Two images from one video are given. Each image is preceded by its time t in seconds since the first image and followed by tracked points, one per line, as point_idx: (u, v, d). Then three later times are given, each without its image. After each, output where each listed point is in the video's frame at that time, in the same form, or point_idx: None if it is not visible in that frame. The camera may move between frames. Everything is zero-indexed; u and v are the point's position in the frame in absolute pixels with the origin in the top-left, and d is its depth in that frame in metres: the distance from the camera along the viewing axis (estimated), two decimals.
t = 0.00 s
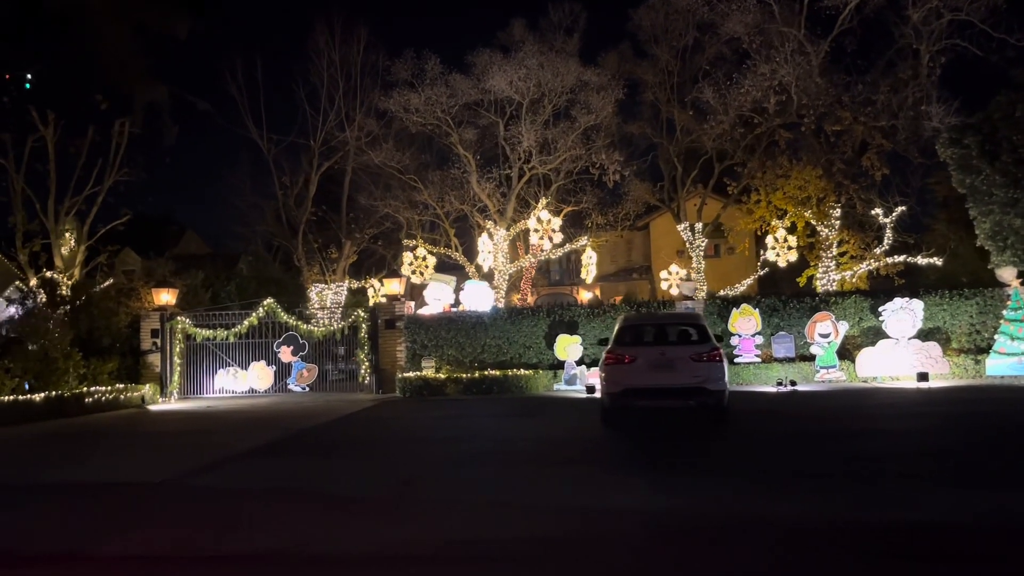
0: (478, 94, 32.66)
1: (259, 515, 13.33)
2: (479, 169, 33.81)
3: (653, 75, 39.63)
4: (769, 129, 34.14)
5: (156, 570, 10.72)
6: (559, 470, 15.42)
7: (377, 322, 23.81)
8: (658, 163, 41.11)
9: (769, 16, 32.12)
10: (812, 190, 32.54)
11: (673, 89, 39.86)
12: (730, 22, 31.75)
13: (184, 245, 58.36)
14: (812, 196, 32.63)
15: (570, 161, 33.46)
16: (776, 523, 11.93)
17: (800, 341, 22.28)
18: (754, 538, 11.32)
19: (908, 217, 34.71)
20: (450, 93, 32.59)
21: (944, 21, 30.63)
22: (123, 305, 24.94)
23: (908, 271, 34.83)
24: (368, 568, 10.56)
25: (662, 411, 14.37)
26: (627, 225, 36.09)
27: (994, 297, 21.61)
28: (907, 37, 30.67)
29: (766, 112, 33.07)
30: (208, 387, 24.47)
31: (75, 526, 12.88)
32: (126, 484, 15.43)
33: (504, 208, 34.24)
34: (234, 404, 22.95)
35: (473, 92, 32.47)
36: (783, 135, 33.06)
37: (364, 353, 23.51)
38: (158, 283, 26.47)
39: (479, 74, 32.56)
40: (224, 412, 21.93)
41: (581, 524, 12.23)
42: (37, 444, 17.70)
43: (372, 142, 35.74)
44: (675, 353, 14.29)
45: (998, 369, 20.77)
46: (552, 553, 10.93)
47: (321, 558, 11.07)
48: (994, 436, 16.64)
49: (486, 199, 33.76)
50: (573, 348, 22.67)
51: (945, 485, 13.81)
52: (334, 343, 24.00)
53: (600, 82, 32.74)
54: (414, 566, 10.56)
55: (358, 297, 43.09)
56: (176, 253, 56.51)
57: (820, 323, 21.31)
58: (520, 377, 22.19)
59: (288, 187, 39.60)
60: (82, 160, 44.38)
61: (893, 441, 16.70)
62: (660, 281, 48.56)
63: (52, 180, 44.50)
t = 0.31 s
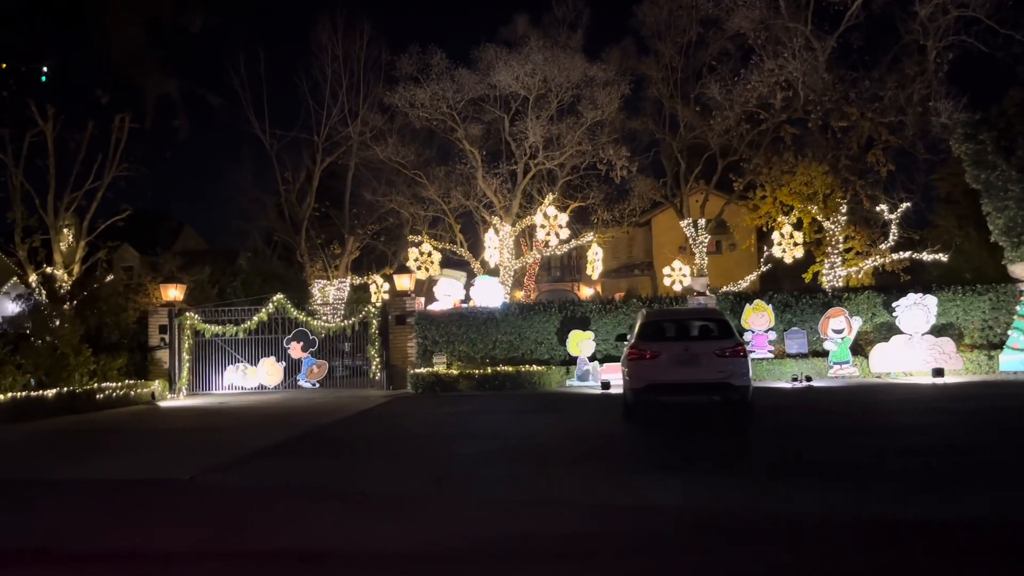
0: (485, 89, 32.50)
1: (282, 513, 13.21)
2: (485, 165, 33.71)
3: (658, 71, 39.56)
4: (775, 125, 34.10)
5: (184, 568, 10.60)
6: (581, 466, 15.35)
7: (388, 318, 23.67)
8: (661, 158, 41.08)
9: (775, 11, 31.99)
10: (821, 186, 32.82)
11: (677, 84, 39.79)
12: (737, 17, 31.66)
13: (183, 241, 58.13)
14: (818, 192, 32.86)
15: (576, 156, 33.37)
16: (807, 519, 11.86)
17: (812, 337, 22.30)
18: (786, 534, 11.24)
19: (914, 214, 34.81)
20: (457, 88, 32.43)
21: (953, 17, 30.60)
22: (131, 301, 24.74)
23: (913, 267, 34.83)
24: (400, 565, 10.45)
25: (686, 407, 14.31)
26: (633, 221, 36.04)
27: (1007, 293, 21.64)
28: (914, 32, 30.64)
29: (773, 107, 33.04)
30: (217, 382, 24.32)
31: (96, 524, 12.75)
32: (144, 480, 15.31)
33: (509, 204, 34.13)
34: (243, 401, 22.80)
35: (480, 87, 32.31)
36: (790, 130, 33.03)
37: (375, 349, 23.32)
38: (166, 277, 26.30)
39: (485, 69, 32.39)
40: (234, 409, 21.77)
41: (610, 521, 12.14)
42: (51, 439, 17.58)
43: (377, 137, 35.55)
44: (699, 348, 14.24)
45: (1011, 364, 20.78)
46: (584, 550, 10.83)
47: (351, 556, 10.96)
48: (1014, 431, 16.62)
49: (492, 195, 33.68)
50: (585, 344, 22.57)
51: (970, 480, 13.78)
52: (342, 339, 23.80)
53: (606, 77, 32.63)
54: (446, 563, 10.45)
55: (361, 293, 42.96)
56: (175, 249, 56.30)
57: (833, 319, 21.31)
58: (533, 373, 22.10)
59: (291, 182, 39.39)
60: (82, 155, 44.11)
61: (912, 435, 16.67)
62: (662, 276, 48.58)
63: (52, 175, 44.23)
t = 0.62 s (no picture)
0: (489, 83, 32.37)
1: (306, 507, 13.10)
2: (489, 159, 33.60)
3: (661, 65, 39.51)
4: (780, 120, 34.10)
5: (215, 563, 10.48)
6: (601, 461, 15.26)
7: (397, 312, 23.60)
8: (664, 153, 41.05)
9: (779, 6, 32.03)
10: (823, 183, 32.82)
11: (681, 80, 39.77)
12: (741, 12, 31.65)
13: (181, 236, 57.82)
14: (824, 188, 32.75)
15: (581, 150, 33.29)
16: (837, 511, 11.81)
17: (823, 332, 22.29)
18: (820, 524, 11.18)
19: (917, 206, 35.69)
20: (462, 81, 32.30)
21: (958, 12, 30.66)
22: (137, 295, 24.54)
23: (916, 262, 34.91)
24: (434, 559, 10.35)
25: (710, 401, 14.26)
26: (636, 216, 35.99)
27: (1017, 288, 21.68)
28: (920, 28, 30.70)
29: (778, 102, 33.05)
30: (225, 377, 24.19)
31: (118, 520, 12.61)
32: (161, 476, 15.16)
33: (513, 198, 34.08)
34: (252, 395, 22.66)
35: (485, 81, 32.19)
36: (794, 125, 33.06)
37: (384, 345, 23.36)
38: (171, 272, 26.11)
39: (490, 63, 32.29)
40: (244, 404, 21.63)
41: (640, 514, 12.05)
42: (63, 434, 17.38)
43: (380, 131, 35.44)
44: (723, 342, 14.19)
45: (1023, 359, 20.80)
46: (617, 544, 10.75)
47: (383, 550, 10.85)
48: None
49: (497, 189, 33.59)
50: (596, 338, 22.45)
51: (993, 471, 13.74)
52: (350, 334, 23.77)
53: (611, 71, 32.56)
54: (482, 557, 10.37)
55: (362, 288, 42.81)
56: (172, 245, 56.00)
57: (845, 313, 21.35)
58: (545, 367, 22.03)
59: (292, 177, 39.23)
60: (80, 149, 43.77)
61: (930, 428, 16.65)
62: (663, 272, 48.60)
63: (50, 170, 43.88)
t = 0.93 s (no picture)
0: (493, 76, 32.23)
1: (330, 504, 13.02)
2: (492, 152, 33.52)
3: (663, 58, 39.43)
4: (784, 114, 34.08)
5: (247, 560, 10.39)
6: (622, 456, 15.22)
7: (406, 306, 23.40)
8: (665, 147, 41.00)
9: None
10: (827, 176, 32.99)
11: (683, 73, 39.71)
12: (745, 6, 31.64)
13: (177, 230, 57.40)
14: (828, 182, 32.83)
15: (585, 144, 33.19)
16: (867, 507, 11.80)
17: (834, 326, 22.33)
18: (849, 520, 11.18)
19: (918, 200, 36.36)
20: (466, 75, 32.16)
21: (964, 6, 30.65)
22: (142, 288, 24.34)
23: (918, 256, 34.99)
24: (468, 555, 10.29)
25: (733, 394, 14.22)
26: (639, 210, 35.94)
27: None
28: (924, 22, 30.70)
29: (781, 96, 33.05)
30: (232, 372, 23.99)
31: (142, 516, 12.50)
32: (179, 472, 15.05)
33: (517, 192, 34.02)
34: (261, 390, 22.50)
35: (489, 74, 32.04)
36: (797, 119, 33.07)
37: (393, 339, 23.16)
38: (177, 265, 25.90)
39: (494, 56, 32.18)
40: (252, 398, 21.48)
41: (669, 511, 12.01)
42: (75, 429, 17.21)
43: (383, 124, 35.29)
44: (746, 336, 14.13)
45: None
46: (651, 540, 10.72)
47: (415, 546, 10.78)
48: None
49: (499, 183, 33.54)
50: (606, 333, 22.57)
51: (1013, 463, 13.77)
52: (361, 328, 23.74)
53: (615, 64, 32.43)
54: (517, 554, 10.31)
55: (362, 282, 42.66)
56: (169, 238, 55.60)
57: (856, 307, 21.37)
58: (555, 361, 21.97)
59: (293, 170, 39.05)
60: (77, 142, 43.38)
61: (946, 419, 16.69)
62: (663, 266, 48.62)
63: (46, 162, 43.46)
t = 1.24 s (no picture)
0: (497, 67, 32.07)
1: (358, 498, 12.93)
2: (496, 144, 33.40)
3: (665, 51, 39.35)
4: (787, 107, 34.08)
5: (285, 556, 10.31)
6: (644, 450, 15.18)
7: (416, 299, 23.28)
8: (666, 140, 40.97)
9: None
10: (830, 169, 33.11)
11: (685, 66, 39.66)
12: None
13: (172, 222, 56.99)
14: (831, 174, 33.03)
15: (589, 136, 33.08)
16: (900, 500, 11.82)
17: (844, 318, 22.41)
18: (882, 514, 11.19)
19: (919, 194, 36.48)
20: (469, 67, 31.98)
21: None
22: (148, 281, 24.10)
23: (920, 249, 35.12)
24: (507, 550, 10.24)
25: (757, 386, 14.22)
26: (642, 203, 35.89)
27: None
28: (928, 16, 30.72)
29: (785, 89, 33.05)
30: (241, 365, 23.90)
31: (170, 512, 12.38)
32: (199, 466, 14.91)
33: (520, 184, 33.94)
34: (270, 383, 22.34)
35: (492, 66, 31.88)
36: (801, 113, 33.08)
37: (403, 332, 23.05)
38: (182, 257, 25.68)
39: (498, 48, 32.03)
40: (262, 392, 21.30)
41: (702, 505, 11.99)
42: (88, 424, 16.99)
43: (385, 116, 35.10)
44: (770, 328, 14.14)
45: None
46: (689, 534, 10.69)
47: (453, 541, 10.72)
48: None
49: (502, 175, 33.40)
50: (619, 325, 22.38)
51: None
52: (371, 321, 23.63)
53: (618, 57, 32.30)
54: (558, 549, 10.26)
55: (362, 275, 42.50)
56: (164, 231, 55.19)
57: (867, 300, 21.41)
58: (567, 354, 21.94)
59: (293, 163, 38.81)
60: (72, 133, 42.89)
61: (964, 411, 16.74)
62: (662, 259, 48.65)
63: (41, 154, 42.95)
